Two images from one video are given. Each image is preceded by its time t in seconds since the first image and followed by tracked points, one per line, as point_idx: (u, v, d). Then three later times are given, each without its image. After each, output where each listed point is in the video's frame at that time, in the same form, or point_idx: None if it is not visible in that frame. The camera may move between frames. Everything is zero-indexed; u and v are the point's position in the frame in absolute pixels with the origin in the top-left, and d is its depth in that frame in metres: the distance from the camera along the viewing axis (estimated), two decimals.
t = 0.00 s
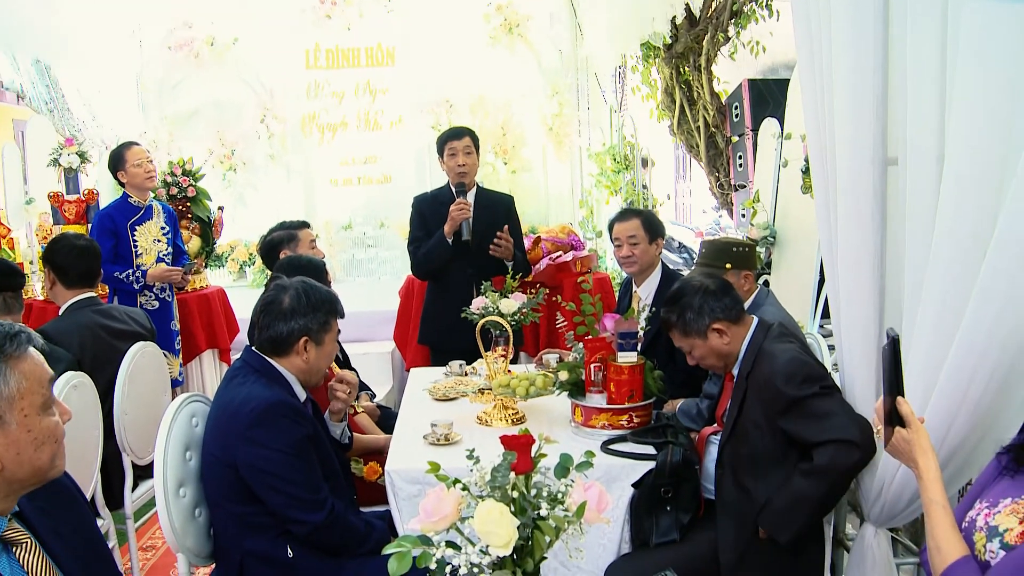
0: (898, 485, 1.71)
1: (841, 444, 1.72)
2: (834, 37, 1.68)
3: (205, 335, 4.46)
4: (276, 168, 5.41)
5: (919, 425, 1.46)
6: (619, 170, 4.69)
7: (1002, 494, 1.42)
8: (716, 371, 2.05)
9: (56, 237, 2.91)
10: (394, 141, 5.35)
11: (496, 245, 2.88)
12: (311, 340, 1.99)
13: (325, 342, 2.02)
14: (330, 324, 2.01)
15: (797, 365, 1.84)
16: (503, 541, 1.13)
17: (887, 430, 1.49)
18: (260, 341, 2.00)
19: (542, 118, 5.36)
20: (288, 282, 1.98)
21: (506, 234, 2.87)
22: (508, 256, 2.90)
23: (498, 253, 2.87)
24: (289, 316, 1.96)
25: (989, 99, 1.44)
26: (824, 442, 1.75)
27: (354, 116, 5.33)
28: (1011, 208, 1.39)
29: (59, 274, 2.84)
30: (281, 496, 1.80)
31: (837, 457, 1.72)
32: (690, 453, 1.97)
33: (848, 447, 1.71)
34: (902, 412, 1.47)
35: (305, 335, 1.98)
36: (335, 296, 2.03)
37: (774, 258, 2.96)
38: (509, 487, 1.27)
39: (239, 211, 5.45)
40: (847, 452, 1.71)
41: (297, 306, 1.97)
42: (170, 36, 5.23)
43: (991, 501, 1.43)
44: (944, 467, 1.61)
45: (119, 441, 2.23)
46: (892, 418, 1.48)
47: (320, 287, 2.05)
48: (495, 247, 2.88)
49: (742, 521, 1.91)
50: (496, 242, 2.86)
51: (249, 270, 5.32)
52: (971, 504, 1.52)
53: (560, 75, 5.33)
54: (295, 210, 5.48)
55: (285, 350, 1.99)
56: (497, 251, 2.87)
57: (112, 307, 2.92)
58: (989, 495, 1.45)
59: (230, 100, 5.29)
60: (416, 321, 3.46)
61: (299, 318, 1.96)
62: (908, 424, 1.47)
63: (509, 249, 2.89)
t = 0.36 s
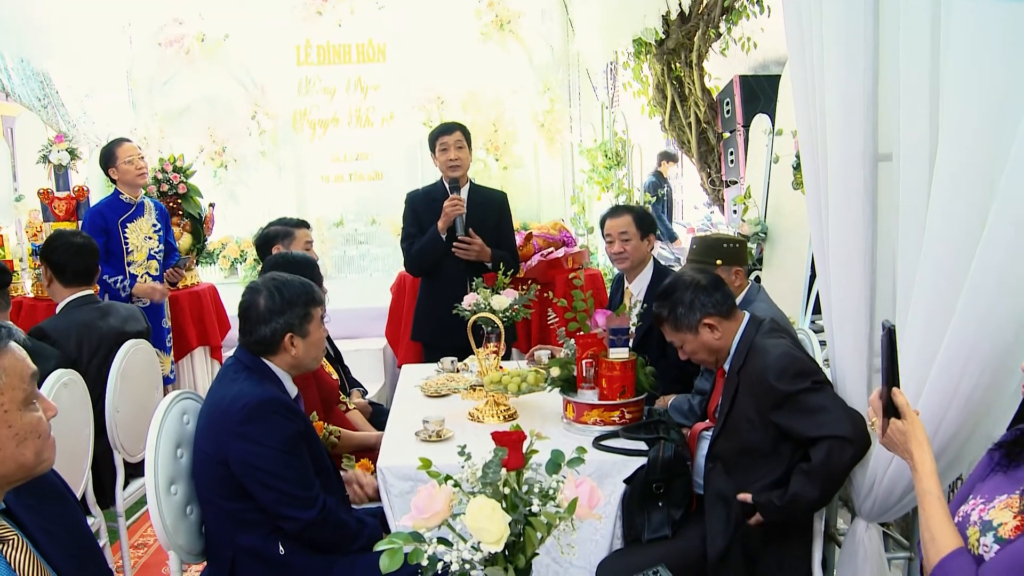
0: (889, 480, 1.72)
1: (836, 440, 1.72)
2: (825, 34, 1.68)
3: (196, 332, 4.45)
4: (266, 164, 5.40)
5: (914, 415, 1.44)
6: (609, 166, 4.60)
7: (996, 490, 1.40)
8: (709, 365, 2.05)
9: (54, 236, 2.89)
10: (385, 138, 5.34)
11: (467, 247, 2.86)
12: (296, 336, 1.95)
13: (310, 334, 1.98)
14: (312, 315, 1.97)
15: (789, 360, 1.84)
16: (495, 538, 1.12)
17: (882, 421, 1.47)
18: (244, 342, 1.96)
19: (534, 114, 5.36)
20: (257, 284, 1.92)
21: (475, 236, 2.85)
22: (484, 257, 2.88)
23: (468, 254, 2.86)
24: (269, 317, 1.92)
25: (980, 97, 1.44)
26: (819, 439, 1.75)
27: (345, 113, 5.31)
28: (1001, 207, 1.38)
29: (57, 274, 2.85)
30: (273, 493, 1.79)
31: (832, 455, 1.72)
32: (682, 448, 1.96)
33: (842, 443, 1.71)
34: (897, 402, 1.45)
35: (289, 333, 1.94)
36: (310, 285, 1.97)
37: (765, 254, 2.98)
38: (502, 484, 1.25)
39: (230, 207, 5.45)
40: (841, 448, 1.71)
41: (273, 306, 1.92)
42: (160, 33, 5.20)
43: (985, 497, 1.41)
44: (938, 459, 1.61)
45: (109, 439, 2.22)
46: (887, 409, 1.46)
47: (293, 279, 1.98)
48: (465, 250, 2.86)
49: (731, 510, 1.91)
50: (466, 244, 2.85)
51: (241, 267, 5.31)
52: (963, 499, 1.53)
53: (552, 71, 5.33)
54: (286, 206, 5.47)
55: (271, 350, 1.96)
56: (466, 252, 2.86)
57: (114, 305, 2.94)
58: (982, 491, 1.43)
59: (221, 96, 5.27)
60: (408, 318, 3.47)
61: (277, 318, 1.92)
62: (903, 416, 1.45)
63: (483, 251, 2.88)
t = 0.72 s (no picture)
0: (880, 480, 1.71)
1: (827, 441, 1.71)
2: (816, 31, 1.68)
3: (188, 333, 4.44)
4: (258, 164, 5.40)
5: (906, 427, 1.46)
6: (602, 166, 4.63)
7: (987, 486, 1.41)
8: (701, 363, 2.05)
9: (52, 238, 2.96)
10: (377, 137, 5.35)
11: (456, 246, 2.87)
12: (280, 329, 1.95)
13: (294, 326, 1.98)
14: (293, 307, 1.97)
15: (781, 360, 1.84)
16: (486, 538, 1.12)
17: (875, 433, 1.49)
18: (229, 341, 1.96)
19: (525, 114, 5.39)
20: (234, 282, 1.92)
21: (464, 235, 2.85)
22: (474, 256, 2.89)
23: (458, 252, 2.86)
24: (250, 314, 1.92)
25: (971, 95, 1.43)
26: (810, 438, 1.75)
27: (336, 113, 5.31)
28: (991, 206, 1.38)
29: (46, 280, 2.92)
30: (267, 492, 1.78)
31: (823, 455, 1.72)
32: (674, 448, 1.95)
33: (833, 444, 1.71)
34: (888, 414, 1.47)
35: (273, 327, 1.94)
36: (287, 278, 1.98)
37: (757, 253, 3.00)
38: (493, 484, 1.24)
39: (222, 208, 5.45)
40: (832, 449, 1.72)
41: (252, 302, 1.92)
42: (151, 32, 5.19)
43: (977, 493, 1.42)
44: (928, 457, 1.61)
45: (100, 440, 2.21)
46: (877, 422, 1.49)
47: (270, 274, 1.98)
48: (455, 248, 2.86)
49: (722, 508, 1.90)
50: (455, 243, 2.84)
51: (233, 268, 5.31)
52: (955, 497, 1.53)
53: (543, 71, 5.39)
54: (277, 207, 5.47)
55: (256, 347, 1.96)
56: (455, 250, 2.86)
57: (101, 309, 2.93)
58: (973, 487, 1.44)
59: (212, 97, 5.27)
60: (400, 318, 3.49)
61: (258, 314, 1.92)
62: (895, 427, 1.47)
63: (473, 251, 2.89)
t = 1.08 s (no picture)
0: (874, 484, 1.73)
1: (819, 442, 1.71)
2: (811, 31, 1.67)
3: (183, 333, 4.44)
4: (252, 165, 5.38)
5: (896, 432, 1.45)
6: (596, 166, 4.66)
7: (978, 486, 1.42)
8: (695, 364, 2.05)
9: (34, 247, 2.95)
10: (371, 138, 5.34)
11: (449, 247, 2.89)
12: (273, 330, 1.95)
13: (287, 326, 1.98)
14: (285, 307, 1.97)
15: (776, 361, 1.84)
16: (481, 539, 1.11)
17: (866, 440, 1.48)
18: (221, 343, 1.96)
19: (519, 114, 5.40)
20: (226, 285, 1.91)
21: (455, 238, 2.89)
22: (466, 258, 2.92)
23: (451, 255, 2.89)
24: (242, 315, 1.91)
25: (966, 97, 1.43)
26: (803, 439, 1.74)
27: (331, 114, 5.31)
28: (986, 206, 1.38)
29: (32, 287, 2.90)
30: (258, 494, 1.77)
31: (815, 455, 1.71)
32: (668, 448, 1.95)
33: (825, 444, 1.70)
34: (879, 420, 1.46)
35: (266, 328, 1.94)
36: (278, 278, 1.97)
37: (750, 254, 3.01)
38: (487, 485, 1.23)
39: (216, 209, 5.45)
40: (825, 449, 1.70)
41: (244, 304, 1.91)
42: (144, 33, 5.21)
43: (970, 493, 1.42)
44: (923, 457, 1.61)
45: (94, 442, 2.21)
46: (869, 428, 1.47)
47: (260, 276, 1.98)
48: (448, 250, 2.89)
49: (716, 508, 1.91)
50: (447, 245, 2.88)
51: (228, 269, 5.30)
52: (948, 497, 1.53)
53: (537, 72, 5.40)
54: (271, 208, 5.46)
55: (249, 348, 1.95)
56: (448, 252, 2.89)
57: (86, 309, 2.92)
58: (965, 487, 1.45)
59: (206, 98, 5.27)
60: (393, 319, 3.50)
61: (251, 315, 1.92)
62: (886, 433, 1.46)
63: (466, 252, 2.92)
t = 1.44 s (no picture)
0: (874, 484, 1.73)
1: (822, 430, 1.71)
2: (811, 33, 1.67)
3: (183, 334, 4.45)
4: (252, 166, 5.37)
5: (899, 436, 1.44)
6: (596, 167, 4.67)
7: (979, 488, 1.42)
8: (704, 364, 1.98)
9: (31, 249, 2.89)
10: (371, 138, 5.35)
11: (446, 249, 2.90)
12: (274, 331, 1.95)
13: (287, 328, 1.98)
14: (286, 309, 1.97)
15: (778, 357, 1.83)
16: (481, 539, 1.11)
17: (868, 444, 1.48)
18: (222, 345, 1.95)
19: (519, 115, 5.41)
20: (228, 285, 1.92)
21: (452, 240, 2.90)
22: (464, 258, 2.93)
23: (450, 256, 2.90)
24: (243, 316, 1.91)
25: (966, 98, 1.43)
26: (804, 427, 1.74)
27: (330, 114, 5.30)
28: (986, 207, 1.38)
29: (36, 282, 2.85)
30: (257, 495, 1.77)
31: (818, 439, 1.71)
32: (668, 448, 1.95)
33: (827, 434, 1.71)
34: (881, 424, 1.46)
35: (267, 329, 1.94)
36: (279, 280, 1.98)
37: (750, 255, 3.02)
38: (487, 486, 1.23)
39: (216, 210, 5.44)
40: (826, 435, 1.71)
41: (245, 305, 1.91)
42: (143, 34, 5.21)
43: (970, 496, 1.42)
44: (923, 458, 1.61)
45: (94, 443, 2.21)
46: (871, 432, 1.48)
47: (260, 277, 1.98)
48: (445, 253, 2.90)
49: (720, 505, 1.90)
50: (445, 246, 2.89)
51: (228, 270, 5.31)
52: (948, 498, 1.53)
53: (537, 73, 5.41)
54: (271, 209, 5.45)
55: (250, 349, 1.95)
56: (445, 254, 2.90)
57: (93, 313, 2.93)
58: (965, 490, 1.45)
59: (206, 98, 5.26)
60: (393, 321, 3.50)
61: (252, 316, 1.92)
62: (888, 437, 1.46)
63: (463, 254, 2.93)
